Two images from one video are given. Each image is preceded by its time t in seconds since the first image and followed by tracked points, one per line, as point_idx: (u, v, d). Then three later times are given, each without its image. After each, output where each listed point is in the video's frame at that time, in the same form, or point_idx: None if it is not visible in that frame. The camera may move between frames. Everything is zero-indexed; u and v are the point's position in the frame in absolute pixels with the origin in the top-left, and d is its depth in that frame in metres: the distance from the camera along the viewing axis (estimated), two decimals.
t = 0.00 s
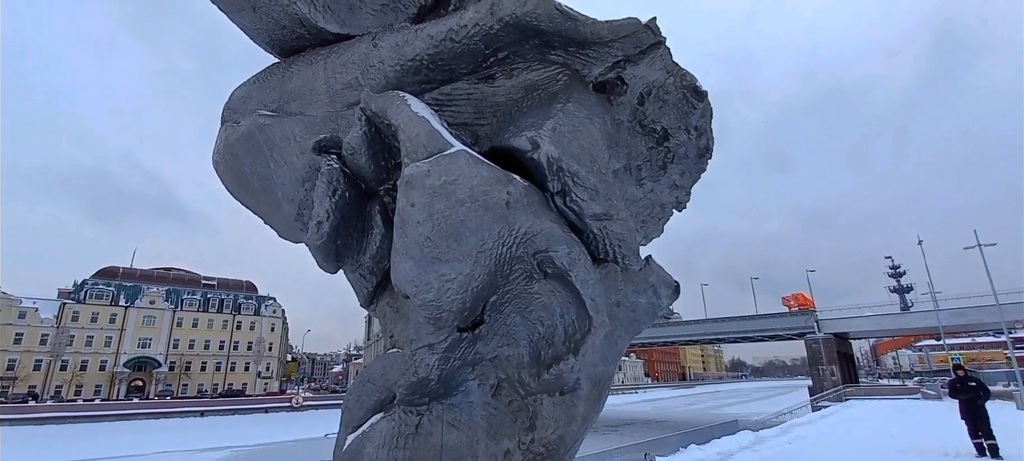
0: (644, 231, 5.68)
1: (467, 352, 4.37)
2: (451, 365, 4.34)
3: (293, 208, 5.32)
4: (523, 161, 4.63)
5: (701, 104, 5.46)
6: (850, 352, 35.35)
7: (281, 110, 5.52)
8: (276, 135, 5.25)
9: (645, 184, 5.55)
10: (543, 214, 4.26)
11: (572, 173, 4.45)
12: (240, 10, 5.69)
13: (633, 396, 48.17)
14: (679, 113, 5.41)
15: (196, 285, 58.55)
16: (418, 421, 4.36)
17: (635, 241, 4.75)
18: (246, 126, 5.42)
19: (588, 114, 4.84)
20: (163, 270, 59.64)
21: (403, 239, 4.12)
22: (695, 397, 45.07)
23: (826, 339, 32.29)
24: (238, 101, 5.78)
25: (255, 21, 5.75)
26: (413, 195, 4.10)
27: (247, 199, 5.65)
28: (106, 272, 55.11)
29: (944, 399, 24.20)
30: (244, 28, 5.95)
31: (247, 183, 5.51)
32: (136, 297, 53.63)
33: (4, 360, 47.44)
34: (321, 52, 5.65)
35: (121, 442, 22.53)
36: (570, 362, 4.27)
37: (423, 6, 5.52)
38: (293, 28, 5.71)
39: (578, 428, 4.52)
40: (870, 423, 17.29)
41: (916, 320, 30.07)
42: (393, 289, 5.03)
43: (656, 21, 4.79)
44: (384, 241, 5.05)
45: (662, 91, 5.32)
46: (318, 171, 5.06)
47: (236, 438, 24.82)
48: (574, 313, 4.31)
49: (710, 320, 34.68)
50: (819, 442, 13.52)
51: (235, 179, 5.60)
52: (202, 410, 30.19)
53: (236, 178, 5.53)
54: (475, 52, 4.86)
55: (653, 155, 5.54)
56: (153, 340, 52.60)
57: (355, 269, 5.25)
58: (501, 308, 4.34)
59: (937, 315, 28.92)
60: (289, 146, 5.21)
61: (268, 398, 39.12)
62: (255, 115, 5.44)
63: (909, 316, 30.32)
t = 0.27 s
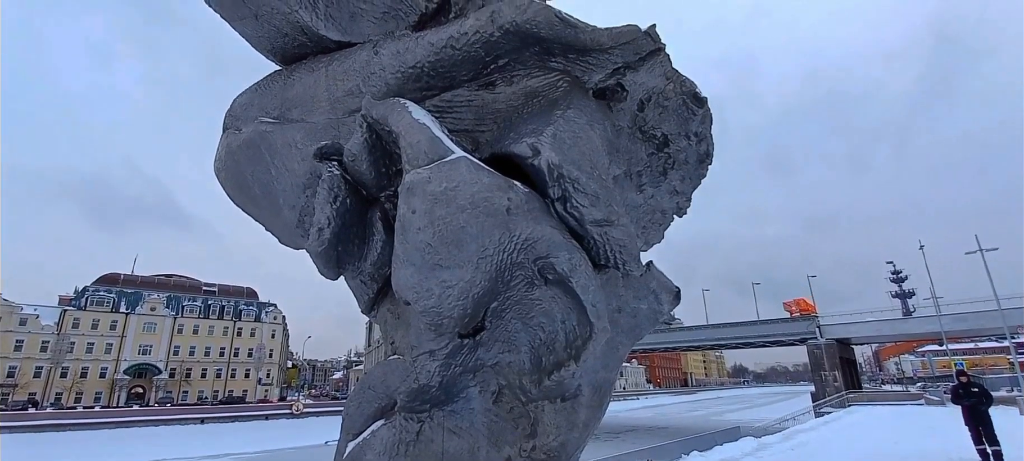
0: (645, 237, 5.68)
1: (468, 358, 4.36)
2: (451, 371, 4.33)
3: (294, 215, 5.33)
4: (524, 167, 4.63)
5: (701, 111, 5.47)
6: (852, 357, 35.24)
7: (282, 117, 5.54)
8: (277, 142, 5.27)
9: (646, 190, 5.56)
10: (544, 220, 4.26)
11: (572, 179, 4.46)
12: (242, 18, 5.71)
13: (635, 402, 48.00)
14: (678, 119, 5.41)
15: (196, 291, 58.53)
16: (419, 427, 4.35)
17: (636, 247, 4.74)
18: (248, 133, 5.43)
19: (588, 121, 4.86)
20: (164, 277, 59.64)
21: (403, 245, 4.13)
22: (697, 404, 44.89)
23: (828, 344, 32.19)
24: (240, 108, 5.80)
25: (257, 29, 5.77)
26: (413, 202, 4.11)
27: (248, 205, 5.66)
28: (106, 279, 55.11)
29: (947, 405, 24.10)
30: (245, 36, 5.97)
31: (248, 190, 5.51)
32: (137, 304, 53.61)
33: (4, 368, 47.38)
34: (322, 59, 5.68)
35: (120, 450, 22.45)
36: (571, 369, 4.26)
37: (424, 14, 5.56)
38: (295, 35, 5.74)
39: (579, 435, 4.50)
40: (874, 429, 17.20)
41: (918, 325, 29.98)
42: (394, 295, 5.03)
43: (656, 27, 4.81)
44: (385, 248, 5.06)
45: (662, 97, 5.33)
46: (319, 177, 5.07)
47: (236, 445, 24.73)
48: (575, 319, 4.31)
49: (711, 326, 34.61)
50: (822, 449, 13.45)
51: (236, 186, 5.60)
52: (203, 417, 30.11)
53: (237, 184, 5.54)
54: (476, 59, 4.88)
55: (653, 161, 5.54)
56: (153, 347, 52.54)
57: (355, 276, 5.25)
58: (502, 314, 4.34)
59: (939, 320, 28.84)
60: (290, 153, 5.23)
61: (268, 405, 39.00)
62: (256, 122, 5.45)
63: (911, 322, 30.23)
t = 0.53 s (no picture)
0: (645, 244, 5.69)
1: (469, 365, 4.35)
2: (453, 379, 4.32)
3: (295, 222, 5.34)
4: (524, 174, 4.64)
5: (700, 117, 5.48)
6: (855, 364, 35.08)
7: (284, 125, 5.56)
8: (279, 149, 5.28)
9: (646, 197, 5.57)
10: (544, 227, 4.26)
11: (573, 185, 4.46)
12: (244, 26, 5.73)
13: (638, 410, 47.79)
14: (678, 126, 5.43)
15: (197, 299, 58.50)
16: (420, 435, 4.34)
17: (637, 253, 4.74)
18: (250, 141, 5.44)
19: (589, 128, 4.87)
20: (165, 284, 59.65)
21: (404, 252, 4.13)
22: (699, 411, 44.68)
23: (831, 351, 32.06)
24: (242, 116, 5.82)
25: (259, 38, 5.80)
26: (414, 209, 4.12)
27: (250, 212, 5.67)
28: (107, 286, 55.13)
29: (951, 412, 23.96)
30: (247, 44, 5.99)
31: (250, 198, 5.53)
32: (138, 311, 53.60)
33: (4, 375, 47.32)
34: (324, 67, 5.71)
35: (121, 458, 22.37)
36: (573, 376, 4.25)
37: (425, 22, 5.63)
38: (297, 44, 5.78)
39: (581, 443, 4.48)
40: (878, 436, 17.09)
41: (921, 331, 29.86)
42: (395, 303, 5.03)
43: (655, 35, 4.84)
44: (386, 255, 5.06)
45: (663, 104, 5.34)
46: (320, 185, 5.08)
47: (237, 453, 24.63)
48: (576, 326, 4.31)
49: (714, 332, 34.52)
50: (826, 456, 13.36)
51: (238, 193, 5.62)
52: (203, 425, 30.03)
53: (239, 192, 5.55)
54: (477, 66, 4.90)
55: (653, 168, 5.55)
56: (154, 354, 52.48)
57: (356, 283, 5.25)
58: (504, 321, 4.33)
59: (942, 326, 28.74)
60: (292, 161, 5.24)
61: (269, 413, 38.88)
62: (258, 130, 5.47)
63: (914, 328, 30.12)
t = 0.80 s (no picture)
0: (645, 250, 5.70)
1: (470, 373, 4.34)
2: (453, 386, 4.30)
3: (296, 229, 5.36)
4: (525, 181, 4.65)
5: (701, 124, 5.46)
6: (857, 371, 34.94)
7: (285, 132, 5.58)
8: (280, 157, 5.29)
9: (646, 204, 5.60)
10: (545, 234, 4.27)
11: (573, 193, 4.48)
12: (247, 35, 5.76)
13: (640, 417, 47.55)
14: (678, 133, 5.44)
15: (198, 306, 58.46)
16: (421, 443, 4.33)
17: (638, 260, 4.74)
18: (251, 149, 5.46)
19: (589, 135, 4.89)
20: (165, 292, 59.61)
21: (405, 260, 4.14)
22: (702, 418, 44.46)
23: (833, 357, 31.91)
24: (243, 124, 5.84)
25: (261, 46, 5.84)
26: (415, 216, 4.13)
27: (251, 219, 5.68)
28: (108, 294, 55.13)
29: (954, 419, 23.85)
30: (250, 53, 6.02)
31: (251, 204, 5.54)
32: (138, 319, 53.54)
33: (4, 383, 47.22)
34: (326, 75, 5.74)
35: None
36: (574, 384, 4.24)
37: (425, 31, 5.63)
38: (298, 52, 5.81)
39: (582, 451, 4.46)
40: (881, 444, 16.99)
41: (924, 338, 29.76)
42: (396, 310, 5.03)
43: (655, 44, 4.87)
44: (387, 262, 5.07)
45: (662, 111, 5.33)
46: (322, 192, 5.09)
47: None
48: (577, 333, 4.30)
49: (715, 339, 34.44)
50: None
51: (239, 201, 5.63)
52: (203, 433, 29.94)
53: (239, 198, 5.56)
54: (477, 74, 4.92)
55: (654, 175, 5.55)
56: (154, 362, 52.39)
57: (357, 290, 5.26)
58: (504, 328, 4.33)
59: (945, 333, 28.64)
60: (293, 168, 5.25)
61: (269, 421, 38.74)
62: (260, 137, 5.48)
63: (917, 334, 30.01)
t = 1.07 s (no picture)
0: (646, 256, 5.70)
1: (471, 379, 4.33)
2: (454, 393, 4.30)
3: (297, 236, 5.37)
4: (525, 188, 4.66)
5: (701, 131, 5.46)
6: (860, 377, 34.80)
7: (287, 139, 5.60)
8: (282, 163, 5.30)
9: (647, 210, 5.61)
10: (546, 240, 4.27)
11: (574, 199, 4.48)
12: (249, 43, 5.81)
13: (642, 424, 47.39)
14: (679, 139, 5.44)
15: (199, 312, 58.42)
16: (422, 450, 4.32)
17: (639, 266, 4.73)
18: (253, 155, 5.47)
19: (589, 141, 4.91)
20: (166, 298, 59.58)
21: (405, 266, 4.15)
22: (703, 425, 44.28)
23: (836, 363, 31.80)
24: (245, 131, 5.86)
25: (263, 54, 5.88)
26: (415, 223, 4.13)
27: (252, 225, 5.69)
28: (109, 300, 55.13)
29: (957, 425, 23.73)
30: (252, 60, 6.06)
31: (252, 211, 5.55)
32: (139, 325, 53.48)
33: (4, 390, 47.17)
34: (327, 82, 5.76)
35: None
36: (575, 390, 4.24)
37: (426, 38, 5.63)
38: (300, 60, 5.84)
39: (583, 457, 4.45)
40: (884, 450, 16.89)
41: (926, 344, 29.66)
42: (397, 316, 5.03)
43: (655, 50, 4.89)
44: (388, 268, 5.08)
45: (662, 117, 5.34)
46: (323, 198, 5.09)
47: None
48: (578, 339, 4.30)
49: (716, 345, 34.38)
50: None
51: (240, 207, 5.64)
52: (202, 440, 29.87)
53: (241, 205, 5.57)
54: (478, 81, 4.94)
55: (654, 181, 5.57)
56: (154, 368, 52.33)
57: (358, 296, 5.25)
58: (505, 335, 4.32)
59: (947, 338, 28.55)
60: (295, 175, 5.26)
61: (269, 427, 38.61)
62: (261, 144, 5.50)
63: (919, 340, 29.92)
